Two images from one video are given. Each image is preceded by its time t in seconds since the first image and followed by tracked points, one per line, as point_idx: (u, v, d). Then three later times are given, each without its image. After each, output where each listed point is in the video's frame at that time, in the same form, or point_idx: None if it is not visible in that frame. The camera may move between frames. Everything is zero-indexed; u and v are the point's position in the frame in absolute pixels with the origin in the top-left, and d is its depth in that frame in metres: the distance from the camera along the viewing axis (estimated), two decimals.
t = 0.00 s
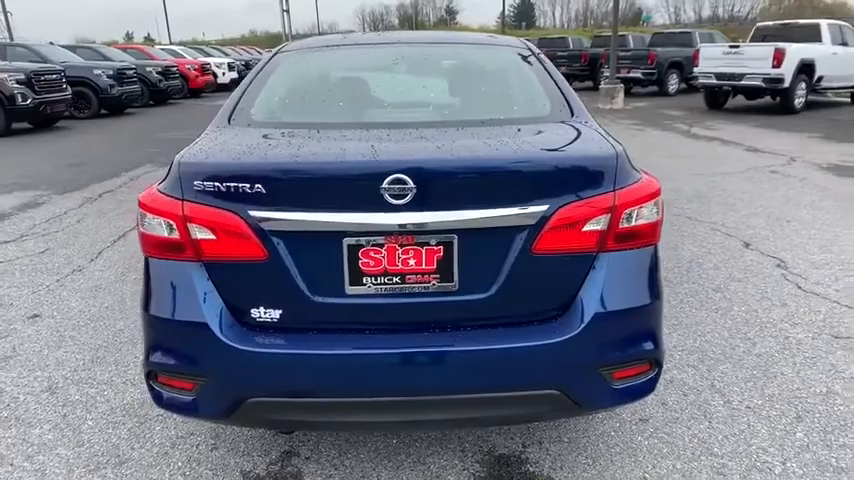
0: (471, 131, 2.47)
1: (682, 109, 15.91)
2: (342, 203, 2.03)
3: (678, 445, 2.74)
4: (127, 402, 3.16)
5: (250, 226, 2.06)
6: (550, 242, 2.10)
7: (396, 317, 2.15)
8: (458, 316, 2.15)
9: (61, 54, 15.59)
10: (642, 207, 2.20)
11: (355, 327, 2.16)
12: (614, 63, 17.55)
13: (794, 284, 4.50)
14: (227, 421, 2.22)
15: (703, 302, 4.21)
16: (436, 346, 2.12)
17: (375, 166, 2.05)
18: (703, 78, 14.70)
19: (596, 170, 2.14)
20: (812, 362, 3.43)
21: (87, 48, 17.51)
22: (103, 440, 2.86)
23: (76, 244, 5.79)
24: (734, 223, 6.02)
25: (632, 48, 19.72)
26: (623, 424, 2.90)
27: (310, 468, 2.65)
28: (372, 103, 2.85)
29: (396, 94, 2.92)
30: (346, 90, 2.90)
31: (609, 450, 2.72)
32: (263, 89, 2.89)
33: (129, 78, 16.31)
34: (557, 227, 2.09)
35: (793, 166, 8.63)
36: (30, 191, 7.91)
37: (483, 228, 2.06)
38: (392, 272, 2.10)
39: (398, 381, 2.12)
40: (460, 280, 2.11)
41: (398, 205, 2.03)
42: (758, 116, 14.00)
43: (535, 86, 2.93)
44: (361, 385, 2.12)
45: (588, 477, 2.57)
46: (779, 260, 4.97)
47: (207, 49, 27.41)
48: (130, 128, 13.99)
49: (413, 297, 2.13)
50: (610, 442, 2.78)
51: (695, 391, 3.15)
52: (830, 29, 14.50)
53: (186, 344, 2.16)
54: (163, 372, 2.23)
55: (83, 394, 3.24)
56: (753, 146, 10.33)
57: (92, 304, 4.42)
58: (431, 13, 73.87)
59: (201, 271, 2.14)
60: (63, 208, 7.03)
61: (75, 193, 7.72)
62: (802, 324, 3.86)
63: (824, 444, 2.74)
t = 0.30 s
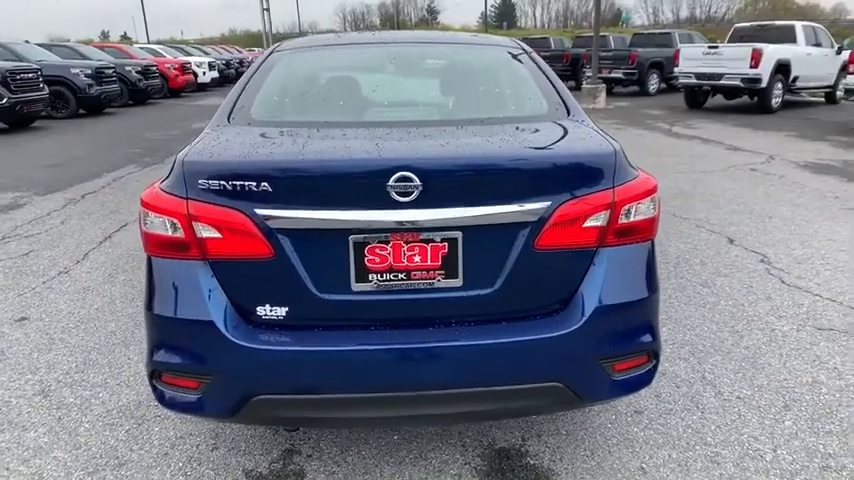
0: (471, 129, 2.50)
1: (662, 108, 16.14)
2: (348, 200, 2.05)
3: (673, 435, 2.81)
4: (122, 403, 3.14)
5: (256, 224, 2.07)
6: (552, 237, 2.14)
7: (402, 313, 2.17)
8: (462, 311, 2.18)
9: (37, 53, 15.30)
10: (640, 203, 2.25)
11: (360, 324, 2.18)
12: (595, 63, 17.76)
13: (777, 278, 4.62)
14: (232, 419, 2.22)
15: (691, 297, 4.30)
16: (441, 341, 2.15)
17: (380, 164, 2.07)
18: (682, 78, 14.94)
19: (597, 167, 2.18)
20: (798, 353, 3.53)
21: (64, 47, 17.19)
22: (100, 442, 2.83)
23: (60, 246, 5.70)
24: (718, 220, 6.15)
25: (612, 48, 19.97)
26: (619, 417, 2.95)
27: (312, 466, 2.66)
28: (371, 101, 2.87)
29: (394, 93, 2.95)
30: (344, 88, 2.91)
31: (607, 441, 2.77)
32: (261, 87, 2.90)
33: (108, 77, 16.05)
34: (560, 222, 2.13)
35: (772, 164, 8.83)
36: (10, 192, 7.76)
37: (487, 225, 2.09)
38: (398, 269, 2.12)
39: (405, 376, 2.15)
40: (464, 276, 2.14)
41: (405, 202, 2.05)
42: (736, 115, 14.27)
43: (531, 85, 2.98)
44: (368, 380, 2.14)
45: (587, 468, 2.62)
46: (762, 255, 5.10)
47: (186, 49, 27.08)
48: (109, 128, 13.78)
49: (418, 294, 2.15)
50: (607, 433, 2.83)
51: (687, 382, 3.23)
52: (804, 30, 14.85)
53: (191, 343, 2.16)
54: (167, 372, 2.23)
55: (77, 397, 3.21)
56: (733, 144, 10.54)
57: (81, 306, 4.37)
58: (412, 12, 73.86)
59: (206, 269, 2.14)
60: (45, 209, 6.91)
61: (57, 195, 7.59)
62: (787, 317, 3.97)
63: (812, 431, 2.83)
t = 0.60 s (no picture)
0: (465, 128, 2.53)
1: (648, 109, 16.32)
2: (345, 199, 2.06)
3: (664, 431, 2.85)
4: (114, 403, 3.15)
5: (253, 223, 2.07)
6: (546, 236, 2.17)
7: (399, 311, 2.19)
8: (458, 308, 2.21)
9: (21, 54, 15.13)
10: (632, 201, 2.29)
11: (356, 322, 2.19)
12: (582, 65, 17.91)
13: (763, 276, 4.70)
14: (229, 418, 2.23)
15: (679, 295, 4.36)
16: (437, 338, 2.17)
17: (376, 163, 2.09)
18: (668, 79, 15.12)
19: (589, 165, 2.22)
20: (785, 349, 3.60)
21: (48, 48, 17.02)
22: (94, 442, 2.84)
23: (48, 248, 5.66)
24: (704, 220, 6.24)
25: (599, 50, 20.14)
26: (610, 413, 2.99)
27: (307, 464, 2.65)
28: (364, 101, 2.89)
29: (387, 93, 2.97)
30: (338, 88, 2.93)
31: (599, 437, 2.80)
32: (254, 86, 2.91)
33: (93, 78, 15.91)
34: (553, 220, 2.16)
35: (756, 164, 8.97)
36: None
37: (483, 223, 2.12)
38: (394, 267, 2.13)
39: (401, 372, 2.17)
40: (460, 274, 2.16)
41: (401, 201, 2.07)
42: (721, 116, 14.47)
43: (522, 85, 3.01)
44: (365, 377, 2.16)
45: (580, 464, 2.64)
46: (748, 254, 5.19)
47: (172, 49, 26.90)
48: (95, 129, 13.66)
49: (414, 291, 2.17)
50: (599, 430, 2.86)
51: (676, 379, 3.28)
52: (787, 32, 15.07)
53: (187, 341, 2.17)
54: (164, 371, 2.23)
55: (70, 398, 3.23)
56: (718, 145, 10.69)
57: (71, 308, 4.36)
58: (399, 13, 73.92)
59: (203, 267, 2.15)
60: (31, 211, 6.85)
61: (43, 197, 7.53)
62: (773, 314, 4.05)
63: (800, 425, 2.89)
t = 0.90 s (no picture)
0: (463, 127, 2.51)
1: (645, 108, 16.33)
2: (342, 199, 2.05)
3: (662, 431, 2.85)
4: (110, 404, 3.13)
5: (249, 222, 2.06)
6: (544, 235, 2.16)
7: (397, 310, 2.17)
8: (455, 308, 2.19)
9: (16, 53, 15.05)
10: (630, 200, 2.28)
11: (354, 322, 2.18)
12: (578, 64, 17.91)
13: (761, 275, 4.71)
14: (225, 418, 2.21)
15: (677, 294, 4.36)
16: (434, 338, 2.16)
17: (374, 162, 2.07)
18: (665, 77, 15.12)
19: (587, 164, 2.20)
20: (783, 348, 3.60)
21: (44, 46, 16.93)
22: (90, 442, 2.82)
23: (43, 247, 5.62)
24: (701, 218, 6.24)
25: (596, 48, 20.13)
26: (608, 412, 2.98)
27: (304, 464, 2.64)
28: (361, 100, 2.87)
29: (384, 92, 2.95)
30: (334, 87, 2.91)
31: (596, 437, 2.80)
32: (250, 84, 2.89)
33: (89, 77, 15.83)
34: (552, 219, 2.15)
35: (753, 163, 8.97)
36: None
37: (481, 222, 2.10)
38: (391, 266, 2.12)
39: (399, 372, 2.15)
40: (457, 273, 2.15)
41: (398, 200, 2.05)
42: (718, 114, 14.49)
43: (519, 83, 3.00)
44: (362, 377, 2.14)
45: (578, 464, 2.63)
46: (746, 253, 5.19)
47: (168, 48, 26.79)
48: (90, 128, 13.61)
49: (412, 291, 2.16)
50: (597, 430, 2.85)
51: (674, 378, 3.27)
52: (784, 30, 15.09)
53: (183, 341, 2.15)
54: (159, 371, 2.21)
55: (65, 398, 3.20)
56: (715, 143, 10.70)
57: (67, 307, 4.35)
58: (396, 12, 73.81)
59: (199, 267, 2.13)
60: (26, 210, 6.81)
61: (39, 195, 7.49)
62: (771, 313, 4.05)
63: (799, 425, 2.90)
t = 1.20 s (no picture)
0: (461, 126, 2.48)
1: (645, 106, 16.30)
2: (338, 199, 2.02)
3: (663, 432, 2.83)
4: (105, 405, 3.11)
5: (244, 223, 2.03)
6: (544, 236, 2.13)
7: (394, 312, 2.15)
8: (454, 309, 2.17)
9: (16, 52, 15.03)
10: (630, 200, 2.26)
11: (351, 323, 2.15)
12: (579, 62, 17.87)
13: (762, 275, 4.68)
14: (222, 421, 2.19)
15: (677, 294, 4.34)
16: (432, 340, 2.14)
17: (371, 162, 2.05)
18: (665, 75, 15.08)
19: (587, 164, 2.18)
20: (785, 349, 3.58)
21: (43, 46, 16.90)
22: (86, 444, 2.81)
23: (41, 247, 5.61)
24: (702, 217, 6.22)
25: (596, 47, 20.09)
26: (608, 414, 2.95)
27: (301, 466, 2.61)
28: (359, 99, 2.84)
29: (382, 91, 2.92)
30: (331, 86, 2.88)
31: (596, 439, 2.77)
32: (246, 83, 2.87)
33: (88, 76, 15.81)
34: (551, 220, 2.12)
35: (754, 161, 8.94)
36: None
37: (479, 223, 2.08)
38: (388, 268, 2.09)
39: (397, 374, 2.13)
40: (455, 274, 2.12)
41: (395, 201, 2.03)
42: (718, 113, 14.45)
43: (518, 82, 2.97)
44: (359, 380, 2.12)
45: (577, 467, 2.61)
46: (747, 252, 5.16)
47: (168, 47, 26.76)
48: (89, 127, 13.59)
49: (409, 292, 2.13)
50: (596, 431, 2.83)
51: (675, 380, 3.25)
52: (785, 28, 15.04)
53: (178, 343, 2.13)
54: (154, 373, 2.19)
55: (62, 399, 3.20)
56: (715, 142, 10.67)
57: (64, 308, 4.33)
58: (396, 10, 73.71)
59: (194, 269, 2.10)
60: (24, 210, 6.80)
61: (38, 195, 7.46)
62: (773, 313, 4.03)
63: (801, 427, 2.88)
